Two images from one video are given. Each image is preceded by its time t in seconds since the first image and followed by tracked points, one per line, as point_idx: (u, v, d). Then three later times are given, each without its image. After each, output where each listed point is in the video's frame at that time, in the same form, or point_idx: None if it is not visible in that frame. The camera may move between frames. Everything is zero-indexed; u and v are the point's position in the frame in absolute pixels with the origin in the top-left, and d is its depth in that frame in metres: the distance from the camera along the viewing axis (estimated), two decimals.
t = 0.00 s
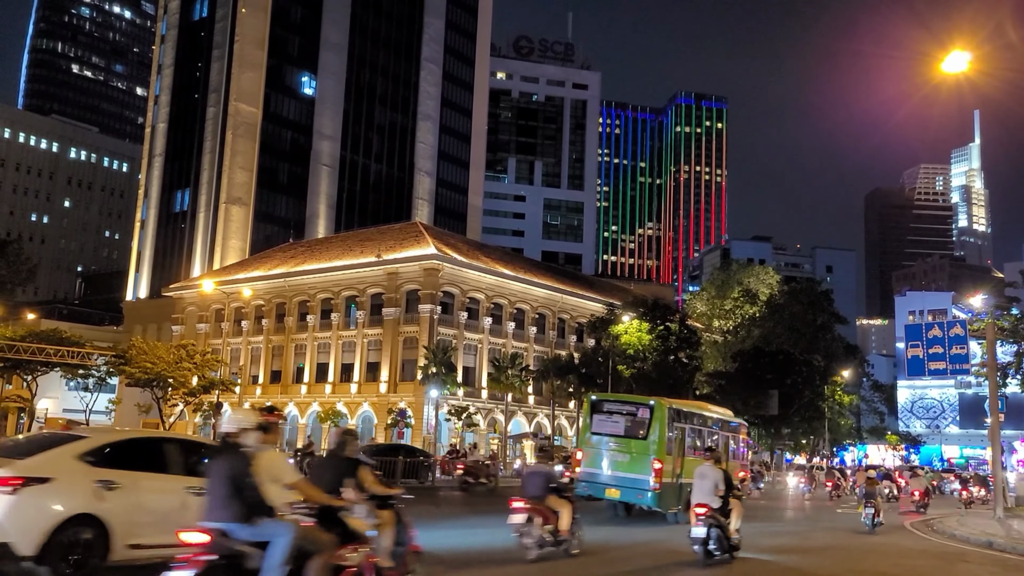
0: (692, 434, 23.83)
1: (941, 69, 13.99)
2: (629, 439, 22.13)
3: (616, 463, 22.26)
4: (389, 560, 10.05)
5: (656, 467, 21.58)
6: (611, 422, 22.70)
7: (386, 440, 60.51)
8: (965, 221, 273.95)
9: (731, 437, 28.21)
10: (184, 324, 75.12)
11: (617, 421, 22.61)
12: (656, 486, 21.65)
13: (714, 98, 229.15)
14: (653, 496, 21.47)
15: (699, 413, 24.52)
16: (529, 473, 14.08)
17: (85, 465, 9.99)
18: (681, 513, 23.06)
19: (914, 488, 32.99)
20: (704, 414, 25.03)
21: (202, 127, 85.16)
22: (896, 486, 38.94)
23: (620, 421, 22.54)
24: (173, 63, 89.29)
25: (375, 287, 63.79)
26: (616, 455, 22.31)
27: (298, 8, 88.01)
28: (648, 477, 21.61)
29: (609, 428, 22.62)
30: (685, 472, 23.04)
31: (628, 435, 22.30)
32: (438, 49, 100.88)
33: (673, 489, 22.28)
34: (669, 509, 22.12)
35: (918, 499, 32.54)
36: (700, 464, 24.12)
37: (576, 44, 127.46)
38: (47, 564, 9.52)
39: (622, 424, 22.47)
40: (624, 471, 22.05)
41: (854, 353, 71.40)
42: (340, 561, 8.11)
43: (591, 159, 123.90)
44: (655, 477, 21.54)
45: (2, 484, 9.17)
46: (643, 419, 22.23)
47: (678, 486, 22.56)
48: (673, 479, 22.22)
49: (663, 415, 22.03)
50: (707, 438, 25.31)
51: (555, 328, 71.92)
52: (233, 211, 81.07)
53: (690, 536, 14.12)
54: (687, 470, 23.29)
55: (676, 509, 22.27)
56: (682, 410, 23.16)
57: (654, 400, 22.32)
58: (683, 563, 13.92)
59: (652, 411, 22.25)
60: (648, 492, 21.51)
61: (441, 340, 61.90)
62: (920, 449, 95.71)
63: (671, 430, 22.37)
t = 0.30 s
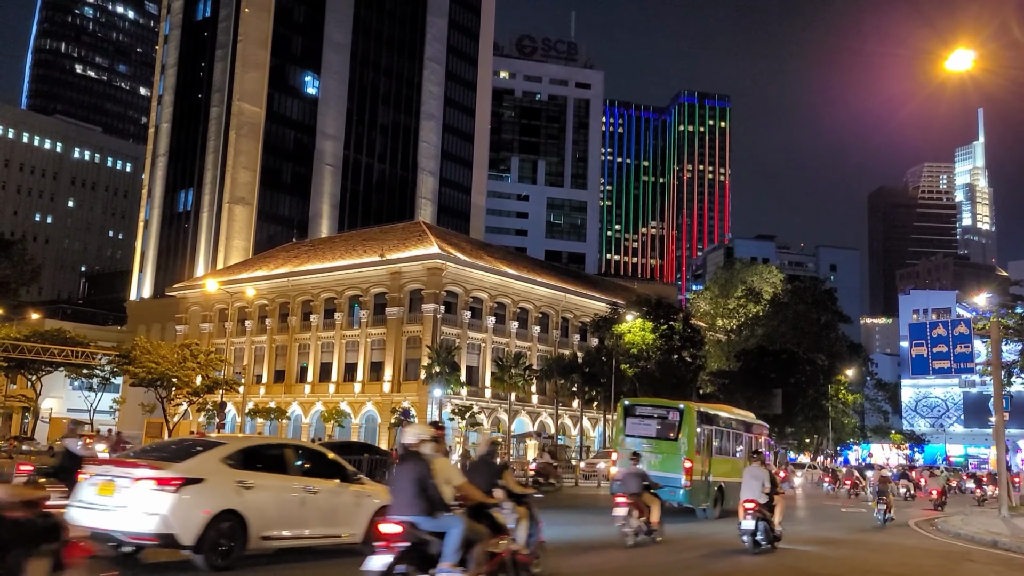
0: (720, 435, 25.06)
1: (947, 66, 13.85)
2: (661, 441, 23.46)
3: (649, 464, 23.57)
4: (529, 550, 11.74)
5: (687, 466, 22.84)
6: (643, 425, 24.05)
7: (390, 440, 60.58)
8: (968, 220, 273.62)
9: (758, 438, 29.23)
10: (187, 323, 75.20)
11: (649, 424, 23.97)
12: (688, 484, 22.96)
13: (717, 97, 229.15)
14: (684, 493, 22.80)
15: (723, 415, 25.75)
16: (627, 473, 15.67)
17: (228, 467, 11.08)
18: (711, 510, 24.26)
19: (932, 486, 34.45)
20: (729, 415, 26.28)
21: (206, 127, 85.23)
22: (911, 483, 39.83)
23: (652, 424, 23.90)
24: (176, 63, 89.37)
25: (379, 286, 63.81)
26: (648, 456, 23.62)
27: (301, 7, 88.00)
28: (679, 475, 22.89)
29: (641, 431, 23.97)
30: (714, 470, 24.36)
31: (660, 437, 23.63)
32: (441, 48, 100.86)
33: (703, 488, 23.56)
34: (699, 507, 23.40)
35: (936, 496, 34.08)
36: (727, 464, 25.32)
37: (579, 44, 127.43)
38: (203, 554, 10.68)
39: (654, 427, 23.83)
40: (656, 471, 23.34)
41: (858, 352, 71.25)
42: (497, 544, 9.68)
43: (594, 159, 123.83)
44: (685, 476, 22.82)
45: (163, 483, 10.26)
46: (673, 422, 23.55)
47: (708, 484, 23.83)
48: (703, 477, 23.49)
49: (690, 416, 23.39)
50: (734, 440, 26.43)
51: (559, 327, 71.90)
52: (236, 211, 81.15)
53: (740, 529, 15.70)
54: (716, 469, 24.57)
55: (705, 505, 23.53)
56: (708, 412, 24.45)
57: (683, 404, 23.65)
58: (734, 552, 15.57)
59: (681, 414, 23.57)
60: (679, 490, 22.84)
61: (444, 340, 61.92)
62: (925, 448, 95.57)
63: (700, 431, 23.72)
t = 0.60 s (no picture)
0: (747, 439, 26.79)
1: (954, 66, 13.73)
2: (690, 442, 25.52)
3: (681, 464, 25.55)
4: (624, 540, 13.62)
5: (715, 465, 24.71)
6: (674, 427, 26.12)
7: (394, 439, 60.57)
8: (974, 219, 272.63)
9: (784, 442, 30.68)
10: (192, 322, 75.32)
11: (679, 426, 26.00)
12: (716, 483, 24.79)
13: (721, 95, 228.95)
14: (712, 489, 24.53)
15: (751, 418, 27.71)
16: (699, 473, 18.36)
17: (337, 469, 12.66)
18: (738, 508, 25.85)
19: (948, 485, 34.54)
20: (757, 420, 28.07)
21: (210, 127, 85.41)
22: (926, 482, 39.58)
23: (681, 426, 25.95)
24: (181, 63, 89.52)
25: (383, 285, 63.84)
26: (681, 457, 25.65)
27: (305, 7, 88.10)
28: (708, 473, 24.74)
29: (672, 433, 26.03)
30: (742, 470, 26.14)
31: (689, 438, 25.70)
32: (445, 47, 100.87)
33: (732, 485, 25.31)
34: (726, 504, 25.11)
35: (953, 494, 34.44)
36: (755, 464, 27.02)
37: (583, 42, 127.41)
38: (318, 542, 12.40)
39: (685, 428, 25.85)
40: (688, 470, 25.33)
41: (863, 351, 70.87)
42: (601, 538, 11.07)
43: (598, 157, 123.78)
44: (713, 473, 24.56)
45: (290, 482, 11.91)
46: (702, 425, 25.51)
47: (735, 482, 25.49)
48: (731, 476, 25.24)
49: (717, 418, 25.34)
50: (762, 444, 27.99)
51: (563, 326, 71.94)
52: (241, 210, 81.26)
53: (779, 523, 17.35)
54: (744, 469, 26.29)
55: (731, 503, 24.97)
56: (736, 415, 26.31)
57: (712, 408, 25.68)
58: (759, 541, 16.76)
59: (709, 418, 25.56)
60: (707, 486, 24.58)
61: (448, 339, 61.95)
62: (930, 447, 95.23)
63: (728, 434, 25.52)
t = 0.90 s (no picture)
0: (770, 439, 28.05)
1: (959, 64, 13.64)
2: (718, 443, 26.91)
3: (710, 464, 27.05)
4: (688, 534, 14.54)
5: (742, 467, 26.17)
6: (702, 429, 27.48)
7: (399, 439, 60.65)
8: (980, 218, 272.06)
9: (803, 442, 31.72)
10: (198, 323, 75.44)
11: (707, 429, 27.36)
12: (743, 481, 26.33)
13: (726, 95, 228.85)
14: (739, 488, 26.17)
15: (775, 420, 28.95)
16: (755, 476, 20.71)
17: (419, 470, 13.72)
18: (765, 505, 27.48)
19: (965, 484, 34.58)
20: (779, 421, 29.20)
21: (215, 127, 85.60)
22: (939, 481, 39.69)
23: (709, 428, 27.28)
24: (186, 63, 89.69)
25: (388, 286, 63.90)
26: (711, 457, 27.04)
27: (309, 7, 88.18)
28: (735, 473, 26.32)
29: (700, 435, 27.43)
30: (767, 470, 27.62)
31: (718, 440, 27.03)
32: (450, 47, 100.91)
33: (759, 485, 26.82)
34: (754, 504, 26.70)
35: (971, 494, 34.50)
36: (779, 464, 28.54)
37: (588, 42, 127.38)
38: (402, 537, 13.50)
39: (712, 431, 27.21)
40: (718, 470, 26.77)
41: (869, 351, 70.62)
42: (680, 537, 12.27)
43: (603, 157, 123.77)
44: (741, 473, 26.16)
45: (378, 482, 13.05)
46: (728, 427, 26.89)
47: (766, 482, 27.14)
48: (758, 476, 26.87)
49: (744, 421, 26.68)
50: (782, 444, 29.10)
51: (568, 326, 71.92)
52: (246, 211, 81.36)
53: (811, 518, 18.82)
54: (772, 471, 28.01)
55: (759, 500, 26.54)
56: (760, 417, 27.57)
57: (738, 412, 26.97)
58: (764, 542, 16.74)
59: (735, 420, 26.92)
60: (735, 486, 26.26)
61: (453, 339, 61.97)
62: (936, 447, 95.04)
63: (754, 437, 26.93)
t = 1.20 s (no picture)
0: (794, 442, 28.22)
1: (963, 65, 13.62)
2: (744, 446, 27.03)
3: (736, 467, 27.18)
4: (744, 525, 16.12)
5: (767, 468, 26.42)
6: (729, 432, 27.62)
7: (404, 438, 60.71)
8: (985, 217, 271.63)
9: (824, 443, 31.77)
10: (203, 323, 75.59)
11: (733, 432, 27.50)
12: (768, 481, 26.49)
13: (731, 94, 228.72)
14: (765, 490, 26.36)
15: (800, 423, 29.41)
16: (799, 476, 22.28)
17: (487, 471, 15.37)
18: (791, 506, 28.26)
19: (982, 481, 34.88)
20: (802, 424, 29.40)
21: (220, 127, 85.79)
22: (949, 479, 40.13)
23: (736, 431, 27.41)
24: (191, 63, 89.85)
25: (393, 285, 64.03)
26: (737, 460, 27.14)
27: (314, 7, 88.26)
28: (761, 474, 26.45)
29: (727, 438, 27.60)
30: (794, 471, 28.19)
31: (745, 443, 27.12)
32: (454, 47, 100.95)
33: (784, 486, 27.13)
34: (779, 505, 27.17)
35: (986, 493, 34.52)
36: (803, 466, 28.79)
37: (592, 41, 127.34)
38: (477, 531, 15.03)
39: (738, 434, 27.36)
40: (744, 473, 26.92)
41: (874, 350, 70.37)
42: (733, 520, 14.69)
43: (607, 156, 123.75)
44: (766, 474, 26.37)
45: (452, 482, 14.60)
46: (754, 430, 27.06)
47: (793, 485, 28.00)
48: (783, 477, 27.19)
49: (769, 424, 26.87)
50: (805, 447, 29.26)
51: (572, 325, 71.89)
52: (251, 210, 81.53)
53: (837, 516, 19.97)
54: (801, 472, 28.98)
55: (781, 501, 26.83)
56: (784, 421, 27.84)
57: (762, 416, 27.15)
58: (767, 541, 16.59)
59: (761, 424, 27.06)
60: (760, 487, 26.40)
61: (458, 338, 62.02)
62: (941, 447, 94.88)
63: (779, 438, 27.15)
